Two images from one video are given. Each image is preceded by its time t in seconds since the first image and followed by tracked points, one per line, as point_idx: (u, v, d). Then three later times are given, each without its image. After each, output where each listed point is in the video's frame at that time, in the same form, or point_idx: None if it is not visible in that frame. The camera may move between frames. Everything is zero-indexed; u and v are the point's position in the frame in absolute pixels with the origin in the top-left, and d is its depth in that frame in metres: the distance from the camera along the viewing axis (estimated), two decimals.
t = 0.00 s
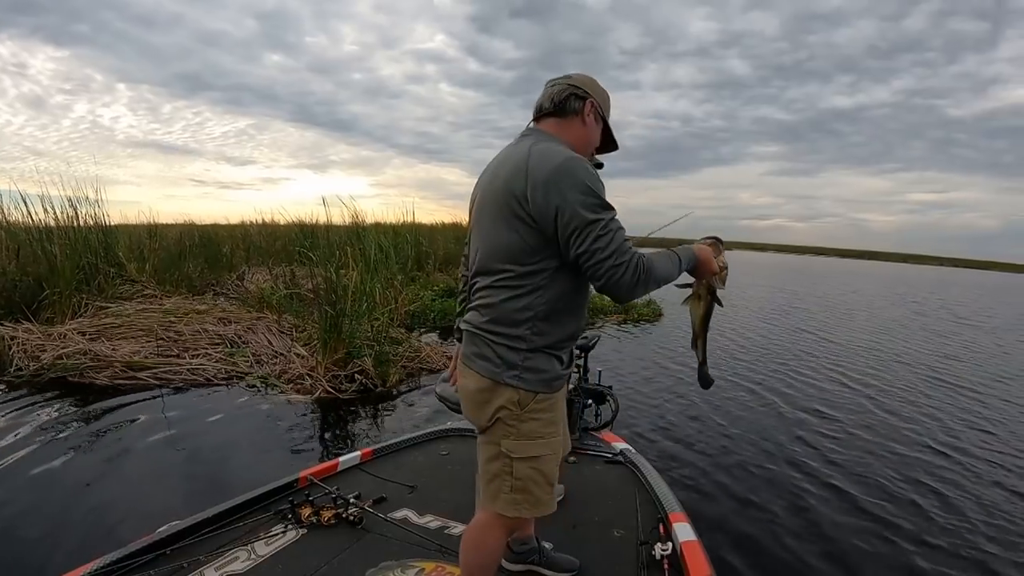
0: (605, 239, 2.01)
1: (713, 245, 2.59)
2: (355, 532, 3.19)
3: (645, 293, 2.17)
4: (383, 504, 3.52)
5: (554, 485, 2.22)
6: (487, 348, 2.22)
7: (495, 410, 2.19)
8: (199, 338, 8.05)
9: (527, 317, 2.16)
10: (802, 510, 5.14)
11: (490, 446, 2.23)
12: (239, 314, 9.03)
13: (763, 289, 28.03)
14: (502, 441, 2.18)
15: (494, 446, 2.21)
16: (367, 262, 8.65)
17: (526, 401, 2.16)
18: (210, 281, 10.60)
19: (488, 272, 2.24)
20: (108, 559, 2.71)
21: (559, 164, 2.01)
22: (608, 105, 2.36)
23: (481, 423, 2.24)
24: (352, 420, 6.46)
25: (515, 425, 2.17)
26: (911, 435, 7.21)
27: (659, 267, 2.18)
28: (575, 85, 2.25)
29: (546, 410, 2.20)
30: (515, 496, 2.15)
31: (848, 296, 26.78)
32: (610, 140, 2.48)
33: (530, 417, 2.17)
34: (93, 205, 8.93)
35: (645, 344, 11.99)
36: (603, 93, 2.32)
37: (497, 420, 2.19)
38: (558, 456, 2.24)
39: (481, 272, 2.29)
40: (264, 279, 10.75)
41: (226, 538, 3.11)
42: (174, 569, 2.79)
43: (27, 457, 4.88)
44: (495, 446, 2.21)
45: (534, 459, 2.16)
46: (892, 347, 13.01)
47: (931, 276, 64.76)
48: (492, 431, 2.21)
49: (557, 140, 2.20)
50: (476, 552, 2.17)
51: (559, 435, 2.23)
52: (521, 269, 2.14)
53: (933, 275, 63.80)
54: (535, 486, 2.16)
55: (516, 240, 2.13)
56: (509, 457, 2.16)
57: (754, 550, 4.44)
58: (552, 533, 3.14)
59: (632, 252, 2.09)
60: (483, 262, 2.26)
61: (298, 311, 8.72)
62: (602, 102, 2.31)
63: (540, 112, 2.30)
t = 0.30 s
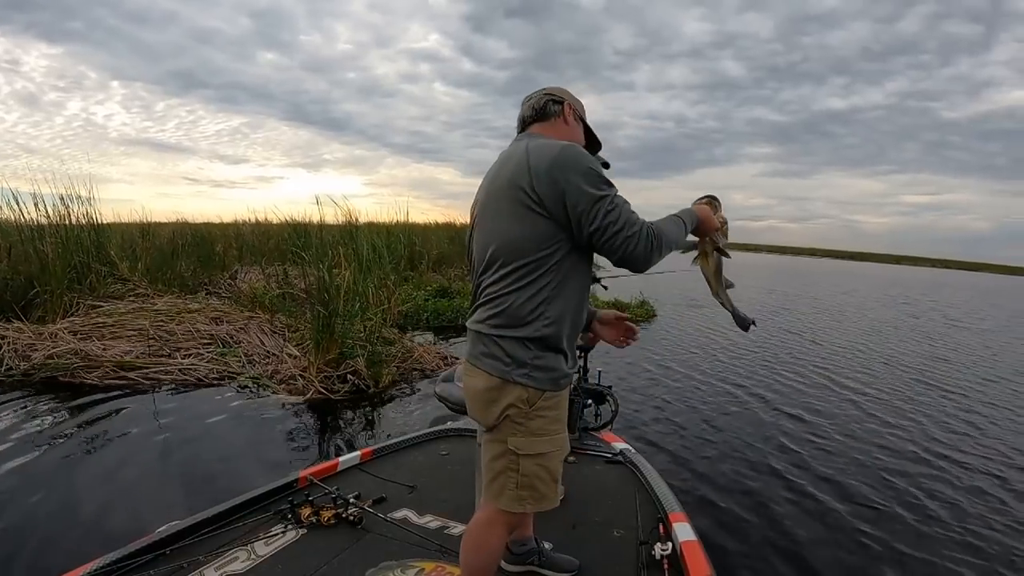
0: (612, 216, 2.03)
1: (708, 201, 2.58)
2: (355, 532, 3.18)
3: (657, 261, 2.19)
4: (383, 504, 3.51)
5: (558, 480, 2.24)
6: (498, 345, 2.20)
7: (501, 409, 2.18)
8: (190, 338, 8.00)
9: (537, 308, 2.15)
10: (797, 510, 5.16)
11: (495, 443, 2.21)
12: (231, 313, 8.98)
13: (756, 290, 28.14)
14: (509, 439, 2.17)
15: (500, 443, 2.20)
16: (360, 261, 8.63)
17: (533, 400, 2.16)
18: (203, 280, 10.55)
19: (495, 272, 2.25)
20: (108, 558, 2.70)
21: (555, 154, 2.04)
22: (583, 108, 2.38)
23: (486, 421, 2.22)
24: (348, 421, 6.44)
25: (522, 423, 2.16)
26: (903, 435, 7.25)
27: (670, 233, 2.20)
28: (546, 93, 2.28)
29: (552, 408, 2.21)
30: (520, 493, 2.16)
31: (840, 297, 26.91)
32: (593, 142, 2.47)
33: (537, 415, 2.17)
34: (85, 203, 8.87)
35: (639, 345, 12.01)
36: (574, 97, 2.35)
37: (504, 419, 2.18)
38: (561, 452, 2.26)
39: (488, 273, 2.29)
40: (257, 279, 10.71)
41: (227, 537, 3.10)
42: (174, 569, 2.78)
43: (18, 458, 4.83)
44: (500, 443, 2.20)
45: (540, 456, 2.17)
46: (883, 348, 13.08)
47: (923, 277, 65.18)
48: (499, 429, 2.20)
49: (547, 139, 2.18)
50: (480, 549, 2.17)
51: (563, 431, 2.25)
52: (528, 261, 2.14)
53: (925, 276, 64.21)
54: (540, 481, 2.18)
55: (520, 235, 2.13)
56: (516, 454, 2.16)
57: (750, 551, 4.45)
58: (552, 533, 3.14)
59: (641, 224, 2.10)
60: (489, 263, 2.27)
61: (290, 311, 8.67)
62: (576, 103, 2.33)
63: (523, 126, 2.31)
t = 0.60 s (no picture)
0: (591, 211, 2.05)
1: (698, 186, 2.54)
2: (355, 532, 3.17)
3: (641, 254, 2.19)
4: (383, 504, 3.50)
5: (553, 476, 2.23)
6: (488, 340, 2.22)
7: (496, 402, 2.19)
8: (182, 341, 7.95)
9: (525, 303, 2.14)
10: (793, 509, 5.17)
11: (491, 436, 2.22)
12: (224, 316, 8.94)
13: (748, 289, 28.25)
14: (503, 432, 2.18)
15: (495, 437, 2.21)
16: (353, 263, 8.61)
17: (527, 394, 2.16)
18: (195, 282, 10.50)
19: (484, 270, 2.27)
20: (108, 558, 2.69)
21: (534, 153, 2.06)
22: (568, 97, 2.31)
23: (483, 414, 2.24)
24: (345, 423, 6.42)
25: (515, 416, 2.17)
26: (897, 433, 7.29)
27: (653, 227, 2.21)
28: (527, 92, 2.23)
29: (547, 402, 2.20)
30: (515, 486, 2.15)
31: (832, 296, 27.06)
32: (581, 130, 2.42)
33: (531, 409, 2.17)
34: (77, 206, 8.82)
35: (634, 345, 12.04)
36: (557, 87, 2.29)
37: (498, 411, 2.19)
38: (557, 447, 2.25)
39: (479, 271, 2.32)
40: (250, 281, 10.67)
41: (228, 537, 3.09)
42: (173, 569, 2.77)
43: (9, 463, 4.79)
44: (496, 436, 2.21)
45: (535, 450, 2.16)
46: (876, 347, 13.17)
47: (915, 276, 65.60)
48: (494, 422, 2.21)
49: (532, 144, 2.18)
50: (474, 542, 2.17)
51: (558, 426, 2.24)
52: (513, 257, 2.15)
53: (917, 275, 64.61)
54: (535, 475, 2.17)
55: (504, 232, 2.15)
56: (510, 447, 2.16)
57: (747, 550, 4.46)
58: (551, 533, 3.14)
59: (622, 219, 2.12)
60: (478, 262, 2.30)
61: (283, 313, 8.63)
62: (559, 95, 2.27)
63: (508, 130, 2.29)
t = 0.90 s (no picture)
0: (590, 219, 2.06)
1: (705, 184, 2.50)
2: (355, 532, 3.16)
3: (639, 259, 2.21)
4: (383, 504, 3.50)
5: (556, 473, 2.23)
6: (491, 341, 2.23)
7: (499, 400, 2.20)
8: (174, 344, 7.93)
9: (526, 306, 2.15)
10: (790, 506, 5.19)
11: (494, 434, 2.23)
12: (217, 318, 8.90)
13: (741, 287, 28.35)
14: (506, 430, 2.18)
15: (498, 434, 2.21)
16: (346, 264, 8.61)
17: (529, 392, 2.16)
18: (189, 284, 10.46)
19: (484, 271, 2.28)
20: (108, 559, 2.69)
21: (532, 160, 2.06)
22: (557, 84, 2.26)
23: (486, 412, 2.25)
24: (342, 425, 6.40)
25: (518, 414, 2.17)
26: (891, 430, 7.32)
27: (650, 231, 2.23)
28: (514, 87, 2.21)
29: (550, 400, 2.20)
30: (517, 483, 2.15)
31: (825, 293, 27.17)
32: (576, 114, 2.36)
33: (534, 407, 2.17)
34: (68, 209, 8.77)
35: (629, 345, 12.06)
36: (544, 75, 2.23)
37: (501, 409, 2.19)
38: (560, 445, 2.25)
39: (479, 271, 2.33)
40: (243, 283, 10.64)
41: (228, 537, 3.08)
42: (174, 569, 2.77)
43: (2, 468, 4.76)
44: (499, 433, 2.21)
45: (537, 447, 2.17)
46: (869, 344, 13.23)
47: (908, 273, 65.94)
48: (497, 420, 2.21)
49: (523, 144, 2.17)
50: (476, 538, 2.18)
51: (561, 424, 2.23)
52: (513, 261, 2.14)
53: (909, 272, 64.96)
54: (537, 472, 2.17)
55: (503, 237, 2.14)
56: (512, 444, 2.17)
57: (745, 548, 4.47)
58: (552, 534, 3.13)
59: (619, 225, 2.13)
60: (478, 262, 2.31)
61: (276, 314, 8.61)
62: (547, 84, 2.23)
63: (500, 128, 2.28)
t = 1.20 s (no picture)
0: (594, 214, 2.06)
1: (711, 175, 2.50)
2: (354, 532, 3.16)
3: (647, 248, 2.21)
4: (383, 504, 3.49)
5: (558, 471, 2.23)
6: (494, 341, 2.22)
7: (502, 399, 2.20)
8: (166, 345, 7.89)
9: (529, 305, 2.14)
10: (786, 505, 5.21)
11: (496, 432, 2.23)
12: (209, 319, 8.86)
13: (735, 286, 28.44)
14: (509, 428, 2.18)
15: (500, 433, 2.21)
16: (338, 265, 8.60)
17: (532, 390, 2.16)
18: (181, 285, 10.42)
19: (486, 272, 2.28)
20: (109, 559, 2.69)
21: (533, 162, 2.06)
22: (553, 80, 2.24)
23: (489, 410, 2.26)
24: (338, 426, 6.39)
25: (521, 412, 2.17)
26: (886, 429, 7.36)
27: (658, 220, 2.22)
28: (509, 87, 2.20)
29: (552, 398, 2.20)
30: (519, 481, 2.15)
31: (817, 292, 27.29)
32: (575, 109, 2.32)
33: (537, 405, 2.17)
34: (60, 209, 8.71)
35: (624, 345, 12.08)
36: (541, 72, 2.22)
37: (504, 407, 2.19)
38: (562, 443, 2.24)
39: (481, 272, 2.33)
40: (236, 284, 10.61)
41: (228, 537, 3.07)
42: (174, 569, 2.76)
43: None
44: (501, 432, 2.21)
45: (539, 446, 2.17)
46: (861, 343, 13.30)
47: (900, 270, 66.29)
48: (500, 419, 2.21)
49: (519, 145, 2.16)
50: (478, 537, 2.17)
51: (563, 422, 2.23)
52: (515, 262, 2.14)
53: (901, 270, 65.33)
54: (539, 471, 2.17)
55: (505, 238, 2.14)
56: (515, 443, 2.17)
57: (742, 548, 4.48)
58: (552, 534, 3.13)
59: (625, 217, 2.13)
60: (480, 263, 2.31)
61: (269, 315, 8.57)
62: (543, 81, 2.21)
63: (497, 128, 2.28)
